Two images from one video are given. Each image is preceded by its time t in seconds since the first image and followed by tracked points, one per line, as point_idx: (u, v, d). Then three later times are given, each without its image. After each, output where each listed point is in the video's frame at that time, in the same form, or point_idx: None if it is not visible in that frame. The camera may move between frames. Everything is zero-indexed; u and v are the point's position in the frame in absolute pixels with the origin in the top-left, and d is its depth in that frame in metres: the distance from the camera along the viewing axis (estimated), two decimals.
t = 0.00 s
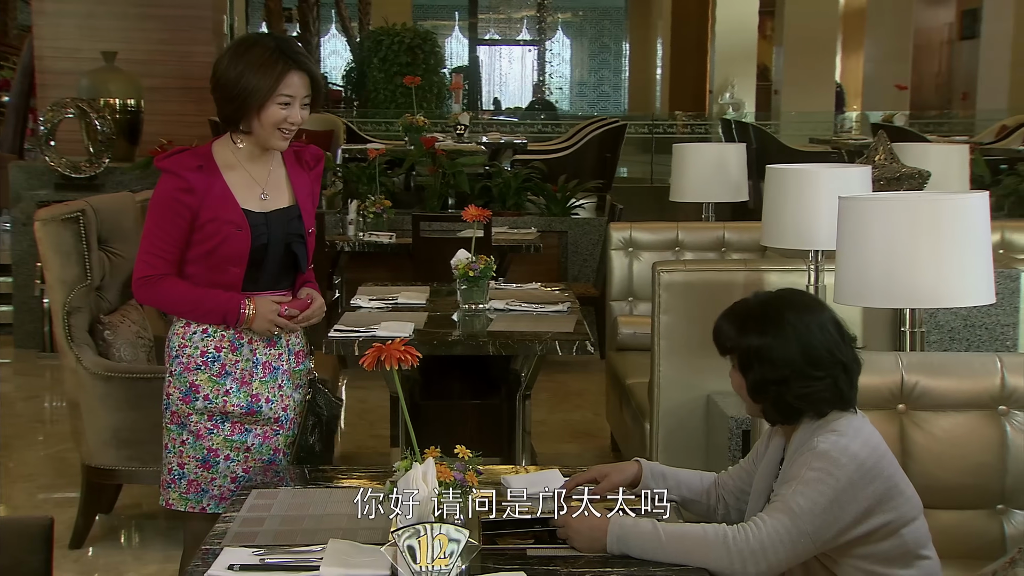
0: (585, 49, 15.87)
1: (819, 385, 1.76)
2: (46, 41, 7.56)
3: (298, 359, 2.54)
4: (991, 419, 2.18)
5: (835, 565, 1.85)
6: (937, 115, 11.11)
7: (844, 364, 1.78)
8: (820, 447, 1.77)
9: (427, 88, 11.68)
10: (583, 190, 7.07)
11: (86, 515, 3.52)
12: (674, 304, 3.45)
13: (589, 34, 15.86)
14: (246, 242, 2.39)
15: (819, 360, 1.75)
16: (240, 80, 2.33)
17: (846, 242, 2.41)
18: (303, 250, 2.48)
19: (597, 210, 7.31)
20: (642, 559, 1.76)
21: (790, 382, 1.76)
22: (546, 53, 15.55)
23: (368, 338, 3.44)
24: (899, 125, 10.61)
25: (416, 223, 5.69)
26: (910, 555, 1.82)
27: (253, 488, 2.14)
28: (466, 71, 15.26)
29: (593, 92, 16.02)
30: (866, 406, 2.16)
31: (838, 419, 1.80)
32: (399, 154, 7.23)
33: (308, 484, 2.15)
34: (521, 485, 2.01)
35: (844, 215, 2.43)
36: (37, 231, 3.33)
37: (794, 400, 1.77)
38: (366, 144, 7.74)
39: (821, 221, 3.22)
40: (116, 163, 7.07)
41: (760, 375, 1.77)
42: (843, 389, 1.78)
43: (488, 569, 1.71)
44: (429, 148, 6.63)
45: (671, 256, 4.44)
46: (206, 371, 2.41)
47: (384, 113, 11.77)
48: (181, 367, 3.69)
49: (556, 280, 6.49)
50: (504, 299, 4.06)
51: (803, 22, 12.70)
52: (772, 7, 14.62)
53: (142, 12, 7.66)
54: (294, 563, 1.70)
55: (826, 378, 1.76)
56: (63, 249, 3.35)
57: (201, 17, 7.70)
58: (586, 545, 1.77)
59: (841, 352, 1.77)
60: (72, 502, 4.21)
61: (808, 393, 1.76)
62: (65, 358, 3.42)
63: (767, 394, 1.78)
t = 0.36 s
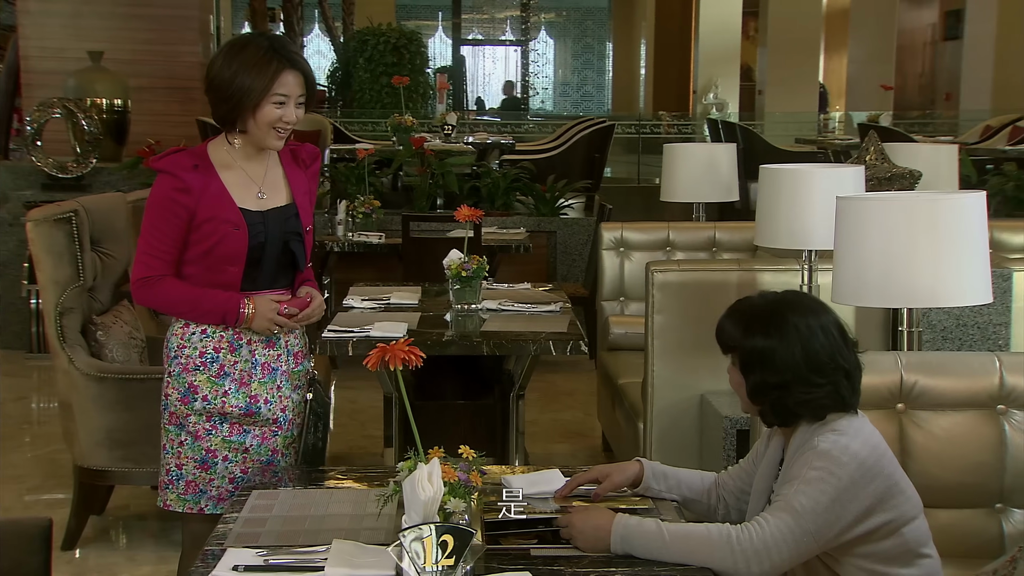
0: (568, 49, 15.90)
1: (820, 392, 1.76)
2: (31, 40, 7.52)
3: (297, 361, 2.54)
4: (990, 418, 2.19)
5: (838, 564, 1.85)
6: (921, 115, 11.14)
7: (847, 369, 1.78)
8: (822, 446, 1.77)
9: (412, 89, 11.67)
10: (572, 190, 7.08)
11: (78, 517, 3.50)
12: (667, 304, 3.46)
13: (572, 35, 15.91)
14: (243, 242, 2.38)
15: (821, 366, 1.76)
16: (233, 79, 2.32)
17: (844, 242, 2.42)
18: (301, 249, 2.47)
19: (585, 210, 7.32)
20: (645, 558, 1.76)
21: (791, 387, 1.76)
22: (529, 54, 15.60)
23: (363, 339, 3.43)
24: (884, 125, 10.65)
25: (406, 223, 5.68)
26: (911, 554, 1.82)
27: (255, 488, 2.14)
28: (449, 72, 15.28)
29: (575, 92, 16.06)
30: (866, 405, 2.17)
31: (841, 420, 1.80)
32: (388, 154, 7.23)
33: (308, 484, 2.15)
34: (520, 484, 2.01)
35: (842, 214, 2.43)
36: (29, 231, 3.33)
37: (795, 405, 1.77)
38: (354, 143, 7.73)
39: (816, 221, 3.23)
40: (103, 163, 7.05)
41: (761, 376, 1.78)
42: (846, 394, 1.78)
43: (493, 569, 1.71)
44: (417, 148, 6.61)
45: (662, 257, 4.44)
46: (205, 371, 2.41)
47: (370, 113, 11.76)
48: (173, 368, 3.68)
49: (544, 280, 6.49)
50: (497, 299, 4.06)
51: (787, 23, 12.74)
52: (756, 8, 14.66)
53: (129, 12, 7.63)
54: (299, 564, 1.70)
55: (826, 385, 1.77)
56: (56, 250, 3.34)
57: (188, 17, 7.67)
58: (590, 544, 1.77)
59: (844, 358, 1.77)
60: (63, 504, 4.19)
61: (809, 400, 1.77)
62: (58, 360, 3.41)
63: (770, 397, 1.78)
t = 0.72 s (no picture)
0: (553, 49, 15.94)
1: (829, 395, 1.77)
2: (19, 39, 7.47)
3: (298, 361, 2.52)
4: (992, 418, 2.19)
5: (843, 564, 1.85)
6: (908, 115, 11.16)
7: (855, 373, 1.79)
8: (828, 447, 1.78)
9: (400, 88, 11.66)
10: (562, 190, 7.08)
11: (73, 518, 3.48)
12: (664, 303, 3.45)
13: (557, 35, 15.93)
14: (238, 240, 2.36)
15: (831, 369, 1.76)
16: (227, 75, 2.34)
17: (844, 242, 2.42)
18: (298, 246, 2.45)
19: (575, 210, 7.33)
20: (653, 559, 1.76)
21: (799, 388, 1.77)
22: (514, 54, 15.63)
23: (360, 339, 3.42)
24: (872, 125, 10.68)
25: (398, 224, 5.67)
26: (917, 554, 1.82)
27: (257, 489, 2.13)
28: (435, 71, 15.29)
29: (561, 92, 16.10)
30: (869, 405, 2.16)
31: (848, 421, 1.80)
32: (378, 153, 7.22)
33: (311, 484, 2.14)
34: (524, 485, 2.00)
35: (844, 213, 2.43)
36: (23, 232, 3.31)
37: (803, 406, 1.77)
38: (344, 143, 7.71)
39: (812, 221, 3.22)
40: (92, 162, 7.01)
41: (770, 377, 1.78)
42: (854, 397, 1.78)
43: (501, 569, 1.70)
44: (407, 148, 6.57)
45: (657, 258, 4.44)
46: (205, 371, 2.39)
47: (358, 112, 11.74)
48: (167, 367, 3.67)
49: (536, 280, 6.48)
50: (491, 299, 4.05)
51: (774, 23, 12.75)
52: (741, 8, 14.69)
53: (118, 11, 7.59)
54: (305, 566, 1.69)
55: (835, 390, 1.77)
56: (50, 251, 3.32)
57: (176, 17, 7.64)
58: (597, 544, 1.77)
59: (853, 362, 1.78)
60: (56, 504, 4.17)
61: (818, 403, 1.77)
62: (52, 360, 3.40)
63: (779, 399, 1.79)
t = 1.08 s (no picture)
0: (537, 50, 15.88)
1: (833, 394, 1.77)
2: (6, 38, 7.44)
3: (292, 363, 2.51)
4: (992, 417, 2.21)
5: (849, 563, 1.86)
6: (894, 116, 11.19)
7: (859, 374, 1.79)
8: (833, 446, 1.78)
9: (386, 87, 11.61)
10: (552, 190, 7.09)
11: (67, 519, 3.47)
12: (659, 303, 3.46)
13: (542, 34, 15.85)
14: (226, 235, 2.33)
15: (836, 368, 1.77)
16: (215, 71, 2.34)
17: (844, 241, 2.43)
18: (288, 242, 2.42)
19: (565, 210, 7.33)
20: (659, 558, 1.76)
21: (804, 388, 1.77)
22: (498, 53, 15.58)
23: (355, 339, 3.42)
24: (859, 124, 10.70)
25: (389, 224, 5.66)
26: (921, 553, 1.83)
27: (261, 489, 2.12)
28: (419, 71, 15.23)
29: (546, 92, 16.05)
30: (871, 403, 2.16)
31: (852, 421, 1.80)
32: (368, 153, 7.21)
33: (313, 484, 2.14)
34: (524, 485, 2.00)
35: (842, 213, 2.44)
36: (17, 233, 3.29)
37: (807, 406, 1.78)
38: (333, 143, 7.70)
39: (807, 221, 3.23)
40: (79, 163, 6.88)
41: (772, 375, 1.79)
42: (858, 395, 1.79)
43: (507, 569, 1.70)
44: (397, 148, 6.55)
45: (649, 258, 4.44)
46: (195, 370, 2.39)
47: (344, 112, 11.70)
48: (160, 368, 3.66)
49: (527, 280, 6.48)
50: (485, 299, 4.05)
51: (759, 22, 12.75)
52: (726, 8, 14.65)
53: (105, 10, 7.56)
54: (310, 565, 1.68)
55: (839, 389, 1.77)
56: (44, 252, 3.31)
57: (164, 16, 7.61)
58: (602, 544, 1.77)
59: (857, 361, 1.78)
60: (48, 506, 4.16)
61: (822, 402, 1.77)
62: (46, 361, 3.38)
63: (782, 397, 1.79)
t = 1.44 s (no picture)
0: (524, 49, 15.86)
1: (838, 393, 1.77)
2: None
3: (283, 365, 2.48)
4: (995, 416, 2.21)
5: (855, 561, 1.86)
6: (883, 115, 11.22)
7: (864, 372, 1.79)
8: (839, 445, 1.78)
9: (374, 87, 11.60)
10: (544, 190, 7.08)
11: (63, 520, 3.45)
12: (656, 302, 3.46)
13: (528, 34, 15.82)
14: (216, 238, 2.32)
15: (841, 367, 1.77)
16: (222, 73, 2.32)
17: (845, 241, 2.43)
18: (281, 248, 2.39)
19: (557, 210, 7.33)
20: (665, 557, 1.76)
21: (810, 387, 1.77)
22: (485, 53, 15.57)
23: (352, 339, 3.41)
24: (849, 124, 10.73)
25: (382, 224, 5.66)
26: (927, 550, 1.84)
27: (265, 488, 2.12)
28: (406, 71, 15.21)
29: (532, 92, 16.03)
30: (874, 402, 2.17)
31: (857, 420, 1.81)
32: (359, 153, 7.20)
33: (318, 484, 2.13)
34: (528, 484, 2.00)
35: (844, 212, 2.45)
36: (13, 233, 3.29)
37: (813, 405, 1.78)
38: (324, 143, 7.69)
39: (804, 221, 3.23)
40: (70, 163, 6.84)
41: (780, 374, 1.79)
42: (862, 393, 1.79)
43: (515, 569, 1.70)
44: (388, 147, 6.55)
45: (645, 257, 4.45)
46: (181, 369, 2.36)
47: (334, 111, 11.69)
48: (156, 368, 3.65)
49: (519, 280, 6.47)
50: (480, 299, 4.04)
51: (746, 22, 12.77)
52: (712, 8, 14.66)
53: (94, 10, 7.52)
54: (317, 565, 1.68)
55: (845, 387, 1.78)
56: (40, 251, 3.30)
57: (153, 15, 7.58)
58: (610, 543, 1.77)
59: (862, 360, 1.79)
60: (42, 506, 4.14)
61: (828, 401, 1.77)
62: (42, 361, 3.38)
63: (788, 396, 1.79)
